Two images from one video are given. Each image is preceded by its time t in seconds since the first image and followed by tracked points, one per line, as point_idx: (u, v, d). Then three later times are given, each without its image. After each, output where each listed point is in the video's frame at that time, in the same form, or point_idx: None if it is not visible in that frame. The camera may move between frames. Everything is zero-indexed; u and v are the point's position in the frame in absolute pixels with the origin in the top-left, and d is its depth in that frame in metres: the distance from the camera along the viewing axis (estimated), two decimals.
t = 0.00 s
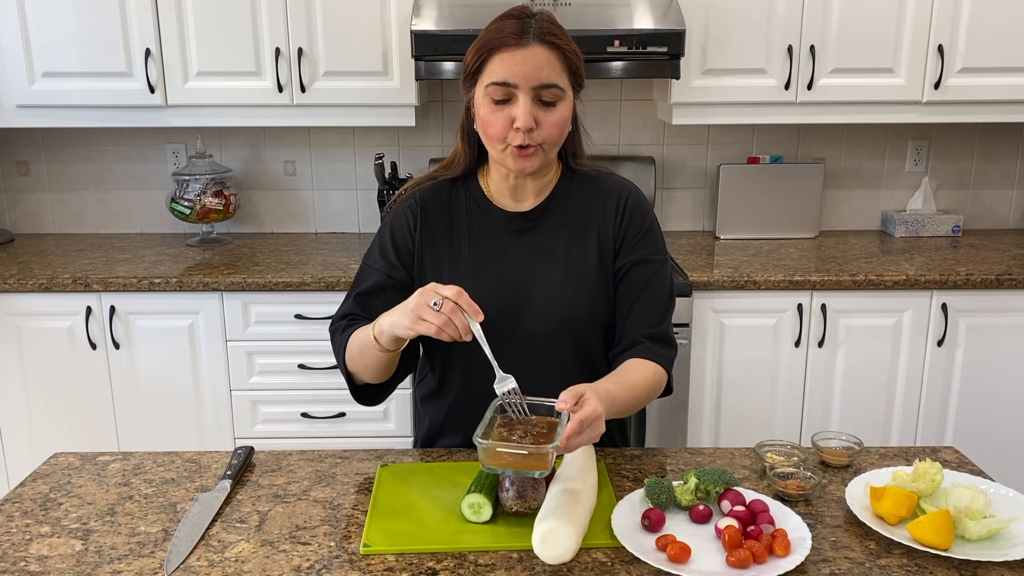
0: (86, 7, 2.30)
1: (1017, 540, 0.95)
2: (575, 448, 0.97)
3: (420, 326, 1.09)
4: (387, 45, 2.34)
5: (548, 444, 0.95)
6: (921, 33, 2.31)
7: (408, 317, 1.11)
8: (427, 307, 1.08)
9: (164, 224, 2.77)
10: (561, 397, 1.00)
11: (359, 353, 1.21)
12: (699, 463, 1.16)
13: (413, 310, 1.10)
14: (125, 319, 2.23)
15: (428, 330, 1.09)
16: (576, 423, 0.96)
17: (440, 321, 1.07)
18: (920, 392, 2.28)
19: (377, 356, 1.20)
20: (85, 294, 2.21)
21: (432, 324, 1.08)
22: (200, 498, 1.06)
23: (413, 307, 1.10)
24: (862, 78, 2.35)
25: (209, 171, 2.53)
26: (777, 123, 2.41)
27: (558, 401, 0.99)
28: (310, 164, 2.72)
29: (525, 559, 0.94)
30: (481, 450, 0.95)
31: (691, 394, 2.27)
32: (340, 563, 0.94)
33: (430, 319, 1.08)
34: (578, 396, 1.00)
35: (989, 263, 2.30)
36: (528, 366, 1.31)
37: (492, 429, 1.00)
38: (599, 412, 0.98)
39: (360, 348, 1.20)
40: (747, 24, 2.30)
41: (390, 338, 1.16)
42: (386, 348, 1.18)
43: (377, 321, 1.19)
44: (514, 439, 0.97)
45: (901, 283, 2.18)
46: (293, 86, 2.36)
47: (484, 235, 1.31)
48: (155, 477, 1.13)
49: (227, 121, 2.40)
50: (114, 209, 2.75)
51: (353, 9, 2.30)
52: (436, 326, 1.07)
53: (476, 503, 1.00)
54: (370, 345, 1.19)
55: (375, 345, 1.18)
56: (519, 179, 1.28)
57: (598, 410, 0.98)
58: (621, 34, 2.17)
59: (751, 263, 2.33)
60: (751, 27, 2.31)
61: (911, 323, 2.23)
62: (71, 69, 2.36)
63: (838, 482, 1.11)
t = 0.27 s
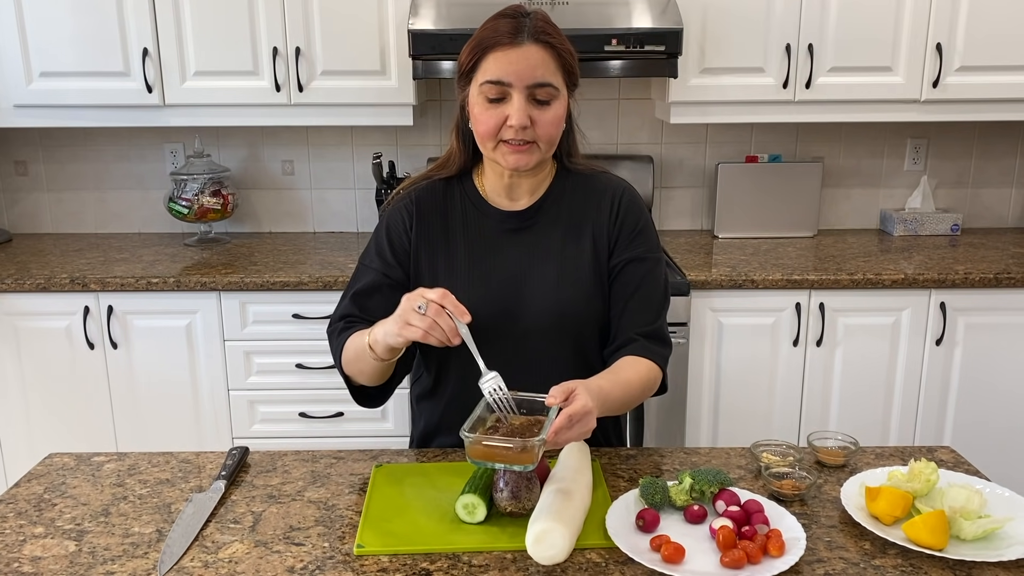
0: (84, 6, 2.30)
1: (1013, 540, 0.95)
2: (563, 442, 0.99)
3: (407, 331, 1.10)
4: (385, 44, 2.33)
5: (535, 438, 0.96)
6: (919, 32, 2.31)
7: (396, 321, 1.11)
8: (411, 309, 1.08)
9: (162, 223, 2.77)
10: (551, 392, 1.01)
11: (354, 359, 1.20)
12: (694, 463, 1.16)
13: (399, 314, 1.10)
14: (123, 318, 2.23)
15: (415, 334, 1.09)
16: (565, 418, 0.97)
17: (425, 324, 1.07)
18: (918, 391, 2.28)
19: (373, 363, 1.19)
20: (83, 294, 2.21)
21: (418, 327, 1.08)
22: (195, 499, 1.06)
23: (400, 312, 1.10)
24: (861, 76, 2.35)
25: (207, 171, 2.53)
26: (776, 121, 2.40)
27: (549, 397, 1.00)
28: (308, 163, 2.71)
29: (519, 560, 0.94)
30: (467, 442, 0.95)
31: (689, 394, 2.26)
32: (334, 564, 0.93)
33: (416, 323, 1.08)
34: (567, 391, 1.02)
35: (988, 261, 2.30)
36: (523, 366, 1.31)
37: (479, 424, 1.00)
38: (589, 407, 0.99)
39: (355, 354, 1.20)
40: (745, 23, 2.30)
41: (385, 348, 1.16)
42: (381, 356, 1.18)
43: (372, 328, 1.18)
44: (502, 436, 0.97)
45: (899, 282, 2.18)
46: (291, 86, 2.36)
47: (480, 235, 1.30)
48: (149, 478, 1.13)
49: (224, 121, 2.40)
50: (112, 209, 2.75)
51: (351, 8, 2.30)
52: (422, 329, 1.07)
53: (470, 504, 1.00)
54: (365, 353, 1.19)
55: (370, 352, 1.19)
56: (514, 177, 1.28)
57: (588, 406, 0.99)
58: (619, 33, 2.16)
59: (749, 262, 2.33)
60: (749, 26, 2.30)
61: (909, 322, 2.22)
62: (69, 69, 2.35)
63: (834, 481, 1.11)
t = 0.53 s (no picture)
0: (83, 8, 2.30)
1: (1012, 544, 0.95)
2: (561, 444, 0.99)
3: (407, 340, 1.09)
4: (384, 46, 2.33)
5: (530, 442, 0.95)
6: (919, 32, 2.31)
7: (395, 328, 1.11)
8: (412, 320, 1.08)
9: (161, 225, 2.77)
10: (547, 394, 1.01)
11: (352, 363, 1.20)
12: (693, 466, 1.16)
13: (400, 322, 1.10)
14: (122, 321, 2.22)
15: (415, 344, 1.09)
16: (559, 420, 0.97)
17: (426, 335, 1.07)
18: (919, 392, 2.28)
19: (371, 368, 1.19)
20: (82, 296, 2.21)
21: (418, 337, 1.08)
22: (192, 503, 1.06)
23: (400, 320, 1.10)
24: (861, 77, 2.34)
25: (206, 173, 2.52)
26: (775, 122, 2.40)
27: (544, 398, 1.00)
28: (308, 165, 2.71)
29: (516, 565, 0.94)
30: (461, 446, 0.94)
31: (689, 395, 2.26)
32: (331, 569, 0.93)
33: (416, 333, 1.08)
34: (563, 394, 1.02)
35: (988, 262, 2.29)
36: (521, 369, 1.31)
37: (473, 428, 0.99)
38: (585, 410, 1.00)
39: (354, 359, 1.20)
40: (744, 24, 2.30)
41: (382, 353, 1.16)
42: (377, 362, 1.18)
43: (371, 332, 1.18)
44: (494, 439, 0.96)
45: (899, 283, 2.17)
46: (290, 87, 2.35)
47: (478, 237, 1.30)
48: (147, 481, 1.13)
49: (223, 123, 2.40)
50: (111, 211, 2.75)
51: (349, 10, 2.29)
52: (422, 340, 1.07)
53: (468, 509, 1.00)
54: (362, 358, 1.19)
55: (369, 356, 1.18)
56: (512, 176, 1.28)
57: (584, 408, 1.00)
58: (619, 34, 2.16)
59: (749, 263, 2.33)
60: (749, 27, 2.30)
61: (909, 322, 2.22)
62: (68, 71, 2.35)
63: (832, 485, 1.11)
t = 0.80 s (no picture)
0: (80, 9, 2.29)
1: (1013, 547, 0.94)
2: (566, 439, 0.99)
3: (405, 315, 1.08)
4: (382, 46, 2.32)
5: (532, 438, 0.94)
6: (919, 31, 2.30)
7: (392, 308, 1.10)
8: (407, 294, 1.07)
9: (160, 226, 2.76)
10: (550, 390, 1.00)
11: (353, 355, 1.19)
12: (692, 469, 1.15)
13: (394, 299, 1.08)
14: (120, 322, 2.22)
15: (413, 317, 1.08)
16: (563, 417, 0.97)
17: (423, 306, 1.06)
18: (919, 392, 2.27)
19: (371, 357, 1.17)
20: (80, 297, 2.20)
21: (415, 308, 1.07)
22: (188, 507, 1.05)
23: (395, 297, 1.08)
24: (862, 77, 2.33)
25: (205, 173, 2.51)
26: (775, 122, 2.39)
27: (546, 394, 0.99)
28: (306, 166, 2.71)
29: (514, 568, 0.93)
30: (464, 444, 0.94)
31: (689, 395, 2.25)
32: (327, 573, 0.93)
33: (413, 307, 1.07)
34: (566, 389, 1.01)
35: (989, 262, 2.29)
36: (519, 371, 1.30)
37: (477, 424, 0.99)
38: (588, 406, 0.99)
39: (352, 350, 1.18)
40: (743, 24, 2.29)
41: (382, 337, 1.14)
42: (379, 346, 1.16)
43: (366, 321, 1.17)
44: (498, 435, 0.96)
45: (899, 283, 2.16)
46: (288, 88, 2.35)
47: (475, 238, 1.30)
48: (143, 485, 1.12)
49: (221, 123, 2.39)
50: (110, 212, 2.75)
51: (348, 10, 2.29)
52: (420, 312, 1.06)
53: (466, 512, 0.99)
54: (364, 346, 1.17)
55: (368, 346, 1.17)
56: (510, 175, 1.27)
57: (587, 404, 0.99)
58: (618, 34, 2.15)
59: (748, 263, 2.32)
60: (748, 26, 2.29)
61: (910, 322, 2.21)
62: (66, 72, 2.35)
63: (832, 487, 1.10)
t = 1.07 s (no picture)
0: (78, 10, 2.29)
1: (1015, 550, 0.93)
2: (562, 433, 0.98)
3: (397, 359, 1.09)
4: (381, 47, 2.32)
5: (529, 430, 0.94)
6: (919, 30, 2.29)
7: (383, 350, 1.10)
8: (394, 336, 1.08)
9: (158, 227, 2.75)
10: (549, 382, 1.00)
11: (352, 376, 1.19)
12: (692, 471, 1.15)
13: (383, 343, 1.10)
14: (119, 324, 2.21)
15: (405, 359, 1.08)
16: (560, 410, 0.96)
17: (408, 349, 1.07)
18: (920, 393, 2.26)
19: (370, 383, 1.18)
20: (78, 299, 2.20)
21: (403, 351, 1.07)
22: (184, 510, 1.04)
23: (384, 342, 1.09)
24: (862, 76, 2.33)
25: (203, 174, 2.51)
26: (775, 122, 2.39)
27: (544, 386, 0.99)
28: (305, 167, 2.70)
29: (512, 572, 0.93)
30: (460, 434, 0.94)
31: (689, 396, 2.25)
32: None
33: (400, 350, 1.07)
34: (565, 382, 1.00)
35: (989, 262, 2.28)
36: (518, 372, 1.29)
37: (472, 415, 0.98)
38: (586, 399, 0.98)
39: (352, 373, 1.18)
40: (743, 24, 2.29)
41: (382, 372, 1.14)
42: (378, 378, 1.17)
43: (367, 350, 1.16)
44: (493, 426, 0.96)
45: (900, 283, 2.16)
46: (286, 89, 2.34)
47: (474, 238, 1.29)
48: (139, 488, 1.12)
49: (220, 125, 2.39)
50: (108, 213, 2.74)
51: (346, 11, 2.28)
52: (408, 354, 1.07)
53: (463, 515, 0.99)
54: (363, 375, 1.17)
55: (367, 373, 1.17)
56: (508, 178, 1.27)
57: (585, 398, 0.98)
58: (617, 34, 2.15)
59: (748, 263, 2.31)
60: (748, 26, 2.29)
61: (911, 323, 2.21)
62: (64, 73, 2.34)
63: (833, 489, 1.09)
